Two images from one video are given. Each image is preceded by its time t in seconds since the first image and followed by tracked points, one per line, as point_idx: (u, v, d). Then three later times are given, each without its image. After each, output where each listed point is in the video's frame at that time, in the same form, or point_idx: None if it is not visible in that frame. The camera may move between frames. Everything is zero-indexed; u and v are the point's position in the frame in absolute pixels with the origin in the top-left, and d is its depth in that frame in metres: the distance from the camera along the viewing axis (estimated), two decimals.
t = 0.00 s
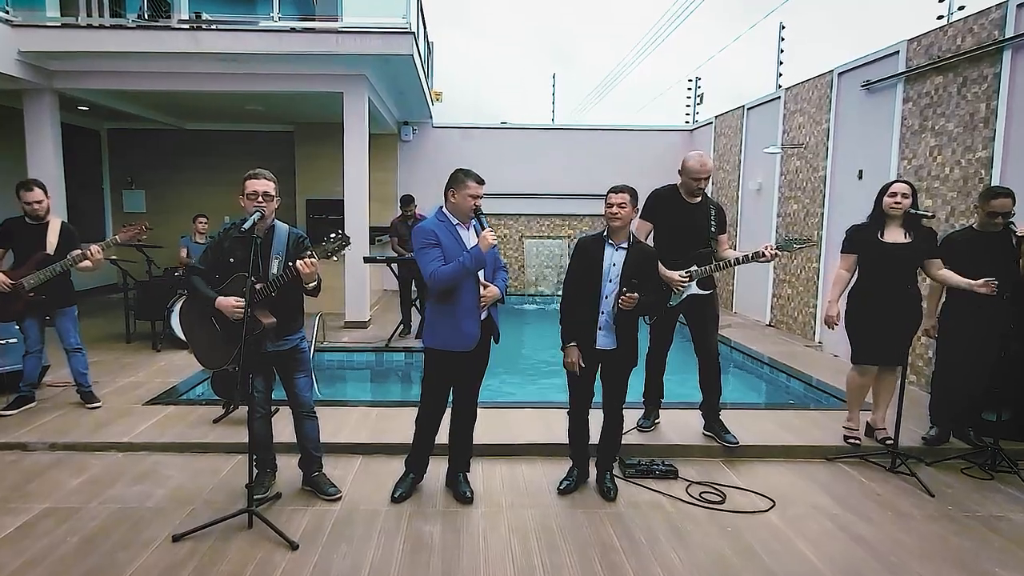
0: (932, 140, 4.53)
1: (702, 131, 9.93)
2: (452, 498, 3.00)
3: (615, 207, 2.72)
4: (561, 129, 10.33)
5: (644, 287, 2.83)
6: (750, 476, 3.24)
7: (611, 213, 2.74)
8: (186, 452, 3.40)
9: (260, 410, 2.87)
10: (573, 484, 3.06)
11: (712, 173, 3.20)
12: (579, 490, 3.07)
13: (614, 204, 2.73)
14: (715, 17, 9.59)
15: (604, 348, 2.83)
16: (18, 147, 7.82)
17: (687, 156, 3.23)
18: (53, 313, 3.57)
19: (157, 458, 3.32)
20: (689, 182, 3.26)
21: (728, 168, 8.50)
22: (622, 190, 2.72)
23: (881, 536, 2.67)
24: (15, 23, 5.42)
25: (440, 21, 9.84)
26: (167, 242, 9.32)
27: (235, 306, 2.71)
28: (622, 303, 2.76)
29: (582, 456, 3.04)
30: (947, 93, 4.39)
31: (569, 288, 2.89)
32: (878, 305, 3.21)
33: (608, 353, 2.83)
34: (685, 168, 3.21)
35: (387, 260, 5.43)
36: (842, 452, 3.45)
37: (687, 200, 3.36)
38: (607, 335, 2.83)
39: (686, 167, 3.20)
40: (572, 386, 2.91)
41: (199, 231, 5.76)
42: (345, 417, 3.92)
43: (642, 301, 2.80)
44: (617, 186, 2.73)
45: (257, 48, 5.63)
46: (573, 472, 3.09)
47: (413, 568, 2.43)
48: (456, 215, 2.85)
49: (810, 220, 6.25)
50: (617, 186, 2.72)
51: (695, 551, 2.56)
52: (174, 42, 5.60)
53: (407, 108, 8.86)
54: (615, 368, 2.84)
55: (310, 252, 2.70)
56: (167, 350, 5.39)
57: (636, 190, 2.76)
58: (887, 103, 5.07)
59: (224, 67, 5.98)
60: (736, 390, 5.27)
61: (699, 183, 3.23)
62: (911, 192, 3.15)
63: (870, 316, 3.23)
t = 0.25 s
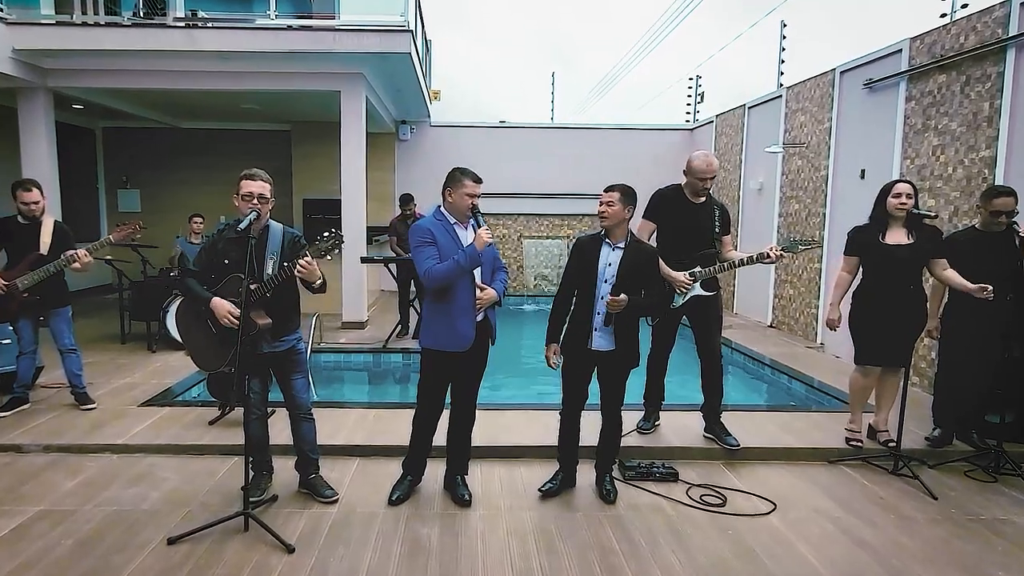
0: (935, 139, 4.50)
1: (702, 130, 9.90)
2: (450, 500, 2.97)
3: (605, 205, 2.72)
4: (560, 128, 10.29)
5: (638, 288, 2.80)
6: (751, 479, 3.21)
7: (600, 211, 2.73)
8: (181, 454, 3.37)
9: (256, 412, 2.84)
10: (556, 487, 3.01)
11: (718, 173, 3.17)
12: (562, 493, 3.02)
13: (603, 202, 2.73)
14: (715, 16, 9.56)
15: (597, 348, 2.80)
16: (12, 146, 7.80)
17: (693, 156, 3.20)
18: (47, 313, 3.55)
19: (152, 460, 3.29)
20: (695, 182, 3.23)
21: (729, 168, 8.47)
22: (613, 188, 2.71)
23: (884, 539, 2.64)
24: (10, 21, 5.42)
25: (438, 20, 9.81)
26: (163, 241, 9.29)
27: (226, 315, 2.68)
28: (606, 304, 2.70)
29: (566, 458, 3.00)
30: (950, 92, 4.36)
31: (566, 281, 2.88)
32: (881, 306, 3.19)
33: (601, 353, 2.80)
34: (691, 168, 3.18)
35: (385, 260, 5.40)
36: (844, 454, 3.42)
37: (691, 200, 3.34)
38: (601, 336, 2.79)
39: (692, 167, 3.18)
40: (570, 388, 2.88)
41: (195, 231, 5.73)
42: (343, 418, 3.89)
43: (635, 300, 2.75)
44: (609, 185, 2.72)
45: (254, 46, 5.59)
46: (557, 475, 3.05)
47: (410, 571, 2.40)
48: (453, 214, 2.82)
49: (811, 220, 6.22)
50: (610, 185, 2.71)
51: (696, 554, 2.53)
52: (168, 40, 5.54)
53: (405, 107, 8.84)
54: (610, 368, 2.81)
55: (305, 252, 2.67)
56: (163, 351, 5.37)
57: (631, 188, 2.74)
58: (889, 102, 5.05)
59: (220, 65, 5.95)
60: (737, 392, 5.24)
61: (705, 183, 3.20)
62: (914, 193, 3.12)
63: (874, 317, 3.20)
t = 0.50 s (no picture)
0: (938, 138, 4.48)
1: (703, 129, 9.86)
2: (448, 503, 2.94)
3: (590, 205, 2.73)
4: (559, 128, 10.26)
5: (621, 280, 2.74)
6: (752, 482, 3.18)
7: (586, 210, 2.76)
8: (177, 456, 3.34)
9: (253, 414, 2.81)
10: (549, 491, 2.98)
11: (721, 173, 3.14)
12: (555, 499, 2.98)
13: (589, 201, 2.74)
14: (715, 14, 9.52)
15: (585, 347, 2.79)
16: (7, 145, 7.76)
17: (695, 156, 3.16)
18: (41, 315, 3.52)
19: (147, 463, 3.26)
20: (697, 183, 3.20)
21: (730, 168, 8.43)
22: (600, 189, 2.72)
23: (887, 542, 2.61)
24: (4, 18, 5.39)
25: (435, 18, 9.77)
26: (159, 241, 9.25)
27: (225, 326, 2.64)
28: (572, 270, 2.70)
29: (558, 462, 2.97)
30: (952, 91, 4.34)
31: (560, 292, 2.87)
32: (884, 307, 3.16)
33: (588, 353, 2.78)
34: (693, 168, 3.15)
35: (383, 260, 5.37)
36: (846, 457, 3.39)
37: (693, 200, 3.30)
38: (586, 335, 2.78)
39: (693, 168, 3.15)
40: (563, 390, 2.86)
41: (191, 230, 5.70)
42: (340, 420, 3.86)
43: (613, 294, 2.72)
44: (595, 186, 2.72)
45: (250, 44, 5.56)
46: (550, 480, 3.02)
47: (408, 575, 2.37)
48: (451, 213, 2.80)
49: (813, 220, 6.19)
50: (596, 187, 2.72)
51: (696, 558, 2.50)
52: (163, 38, 5.51)
53: (403, 106, 8.80)
54: (599, 368, 2.78)
55: (302, 254, 2.64)
56: (158, 352, 5.34)
57: (618, 190, 2.73)
58: (892, 101, 5.02)
59: (216, 63, 5.92)
60: (738, 394, 5.21)
61: (708, 184, 3.17)
62: (919, 193, 3.10)
63: (878, 319, 3.17)
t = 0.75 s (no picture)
0: (941, 137, 4.45)
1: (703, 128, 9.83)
2: (446, 506, 2.91)
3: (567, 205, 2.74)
4: (559, 127, 10.23)
5: (597, 274, 2.72)
6: (753, 484, 3.15)
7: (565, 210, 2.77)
8: (173, 458, 3.31)
9: (249, 415, 2.78)
10: (549, 494, 2.95)
11: (722, 172, 3.11)
12: (554, 501, 2.95)
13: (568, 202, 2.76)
14: (716, 12, 9.49)
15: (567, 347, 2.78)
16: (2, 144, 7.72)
17: (697, 154, 3.13)
18: (35, 316, 3.50)
19: (143, 465, 3.23)
20: (697, 181, 3.18)
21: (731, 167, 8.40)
22: (576, 191, 2.72)
23: (890, 545, 2.58)
24: None
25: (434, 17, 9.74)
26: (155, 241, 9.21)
27: (222, 313, 2.61)
28: (544, 245, 2.70)
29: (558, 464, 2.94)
30: (956, 90, 4.31)
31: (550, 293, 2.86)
32: (887, 306, 3.13)
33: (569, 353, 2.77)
34: (696, 166, 3.12)
35: (381, 260, 5.34)
36: (848, 459, 3.36)
37: (694, 200, 3.27)
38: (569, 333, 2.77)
39: (697, 165, 3.12)
40: (557, 391, 2.84)
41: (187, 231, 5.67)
42: (338, 422, 3.83)
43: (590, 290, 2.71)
44: (570, 187, 2.74)
45: (247, 42, 5.52)
46: (550, 483, 2.99)
47: None
48: (447, 211, 2.77)
49: (815, 220, 6.17)
50: (570, 188, 2.74)
51: (696, 561, 2.47)
52: (159, 36, 5.49)
53: (401, 105, 8.77)
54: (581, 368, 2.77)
55: (301, 253, 2.61)
56: (154, 353, 5.30)
57: (595, 191, 2.71)
58: (895, 99, 4.99)
59: (212, 62, 5.90)
60: (739, 395, 5.18)
61: (710, 182, 3.14)
62: (923, 191, 3.08)
63: (880, 318, 3.14)
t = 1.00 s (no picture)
0: (944, 137, 4.43)
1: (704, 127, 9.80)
2: (445, 508, 2.88)
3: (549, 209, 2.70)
4: (558, 126, 10.19)
5: (581, 279, 2.70)
6: (754, 486, 3.12)
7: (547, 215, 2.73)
8: (168, 460, 3.28)
9: (246, 417, 2.74)
10: (548, 496, 2.92)
11: (718, 172, 3.09)
12: (553, 504, 2.92)
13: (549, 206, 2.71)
14: (717, 10, 9.45)
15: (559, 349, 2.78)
16: None
17: (693, 153, 3.11)
18: (29, 316, 3.47)
19: (138, 467, 3.20)
20: (693, 181, 3.16)
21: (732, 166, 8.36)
22: (556, 194, 2.68)
23: (893, 548, 2.55)
24: None
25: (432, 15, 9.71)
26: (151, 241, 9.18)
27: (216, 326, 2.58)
28: (526, 253, 2.65)
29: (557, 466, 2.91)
30: (959, 88, 4.29)
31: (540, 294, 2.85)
32: (891, 307, 3.10)
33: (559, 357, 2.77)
34: (692, 165, 3.09)
35: (379, 260, 5.31)
36: (850, 461, 3.34)
37: (691, 199, 3.25)
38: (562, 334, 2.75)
39: (693, 165, 3.09)
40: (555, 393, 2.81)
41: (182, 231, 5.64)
42: (335, 424, 3.80)
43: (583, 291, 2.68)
44: (551, 192, 2.68)
45: (243, 40, 5.50)
46: (549, 485, 2.96)
47: None
48: (446, 212, 2.74)
49: (816, 219, 6.14)
50: (552, 191, 2.68)
51: (697, 564, 2.44)
52: (154, 33, 5.47)
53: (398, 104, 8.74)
54: (572, 372, 2.76)
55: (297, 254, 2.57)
56: (150, 354, 5.27)
57: (575, 194, 2.67)
58: (897, 98, 4.97)
59: (207, 60, 5.88)
60: (740, 397, 5.15)
61: (706, 181, 3.12)
62: (926, 190, 3.05)
63: (884, 319, 3.11)
